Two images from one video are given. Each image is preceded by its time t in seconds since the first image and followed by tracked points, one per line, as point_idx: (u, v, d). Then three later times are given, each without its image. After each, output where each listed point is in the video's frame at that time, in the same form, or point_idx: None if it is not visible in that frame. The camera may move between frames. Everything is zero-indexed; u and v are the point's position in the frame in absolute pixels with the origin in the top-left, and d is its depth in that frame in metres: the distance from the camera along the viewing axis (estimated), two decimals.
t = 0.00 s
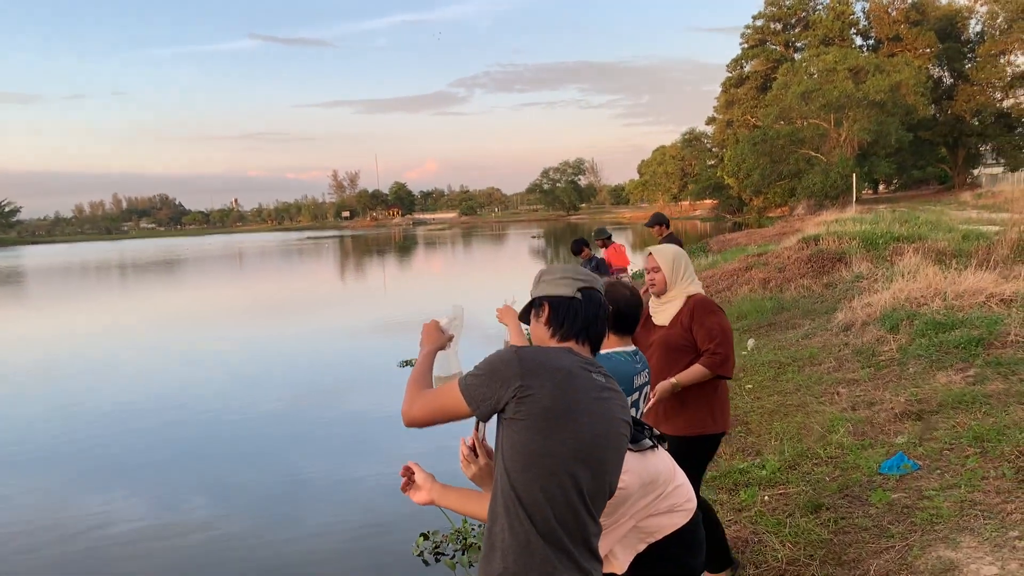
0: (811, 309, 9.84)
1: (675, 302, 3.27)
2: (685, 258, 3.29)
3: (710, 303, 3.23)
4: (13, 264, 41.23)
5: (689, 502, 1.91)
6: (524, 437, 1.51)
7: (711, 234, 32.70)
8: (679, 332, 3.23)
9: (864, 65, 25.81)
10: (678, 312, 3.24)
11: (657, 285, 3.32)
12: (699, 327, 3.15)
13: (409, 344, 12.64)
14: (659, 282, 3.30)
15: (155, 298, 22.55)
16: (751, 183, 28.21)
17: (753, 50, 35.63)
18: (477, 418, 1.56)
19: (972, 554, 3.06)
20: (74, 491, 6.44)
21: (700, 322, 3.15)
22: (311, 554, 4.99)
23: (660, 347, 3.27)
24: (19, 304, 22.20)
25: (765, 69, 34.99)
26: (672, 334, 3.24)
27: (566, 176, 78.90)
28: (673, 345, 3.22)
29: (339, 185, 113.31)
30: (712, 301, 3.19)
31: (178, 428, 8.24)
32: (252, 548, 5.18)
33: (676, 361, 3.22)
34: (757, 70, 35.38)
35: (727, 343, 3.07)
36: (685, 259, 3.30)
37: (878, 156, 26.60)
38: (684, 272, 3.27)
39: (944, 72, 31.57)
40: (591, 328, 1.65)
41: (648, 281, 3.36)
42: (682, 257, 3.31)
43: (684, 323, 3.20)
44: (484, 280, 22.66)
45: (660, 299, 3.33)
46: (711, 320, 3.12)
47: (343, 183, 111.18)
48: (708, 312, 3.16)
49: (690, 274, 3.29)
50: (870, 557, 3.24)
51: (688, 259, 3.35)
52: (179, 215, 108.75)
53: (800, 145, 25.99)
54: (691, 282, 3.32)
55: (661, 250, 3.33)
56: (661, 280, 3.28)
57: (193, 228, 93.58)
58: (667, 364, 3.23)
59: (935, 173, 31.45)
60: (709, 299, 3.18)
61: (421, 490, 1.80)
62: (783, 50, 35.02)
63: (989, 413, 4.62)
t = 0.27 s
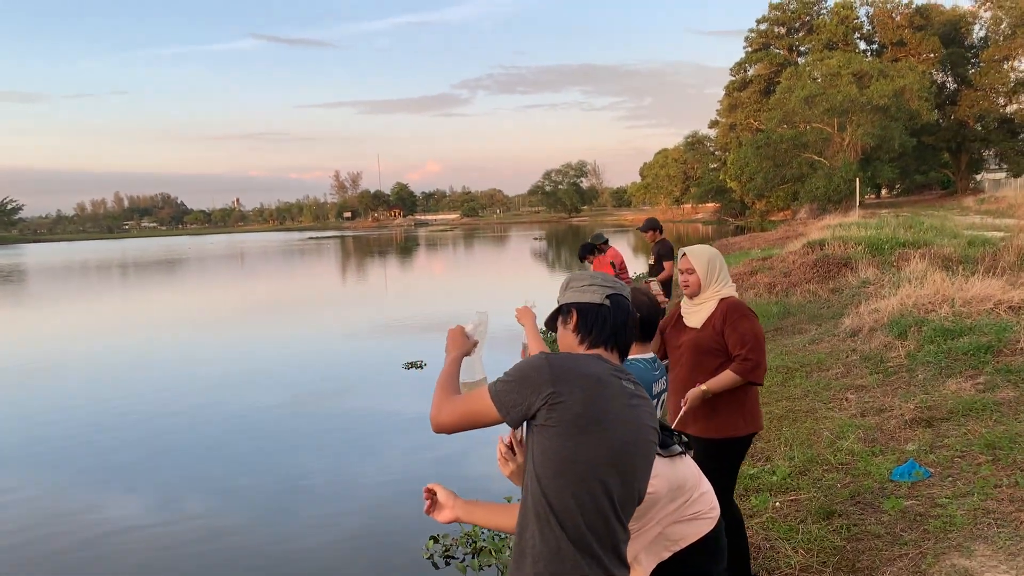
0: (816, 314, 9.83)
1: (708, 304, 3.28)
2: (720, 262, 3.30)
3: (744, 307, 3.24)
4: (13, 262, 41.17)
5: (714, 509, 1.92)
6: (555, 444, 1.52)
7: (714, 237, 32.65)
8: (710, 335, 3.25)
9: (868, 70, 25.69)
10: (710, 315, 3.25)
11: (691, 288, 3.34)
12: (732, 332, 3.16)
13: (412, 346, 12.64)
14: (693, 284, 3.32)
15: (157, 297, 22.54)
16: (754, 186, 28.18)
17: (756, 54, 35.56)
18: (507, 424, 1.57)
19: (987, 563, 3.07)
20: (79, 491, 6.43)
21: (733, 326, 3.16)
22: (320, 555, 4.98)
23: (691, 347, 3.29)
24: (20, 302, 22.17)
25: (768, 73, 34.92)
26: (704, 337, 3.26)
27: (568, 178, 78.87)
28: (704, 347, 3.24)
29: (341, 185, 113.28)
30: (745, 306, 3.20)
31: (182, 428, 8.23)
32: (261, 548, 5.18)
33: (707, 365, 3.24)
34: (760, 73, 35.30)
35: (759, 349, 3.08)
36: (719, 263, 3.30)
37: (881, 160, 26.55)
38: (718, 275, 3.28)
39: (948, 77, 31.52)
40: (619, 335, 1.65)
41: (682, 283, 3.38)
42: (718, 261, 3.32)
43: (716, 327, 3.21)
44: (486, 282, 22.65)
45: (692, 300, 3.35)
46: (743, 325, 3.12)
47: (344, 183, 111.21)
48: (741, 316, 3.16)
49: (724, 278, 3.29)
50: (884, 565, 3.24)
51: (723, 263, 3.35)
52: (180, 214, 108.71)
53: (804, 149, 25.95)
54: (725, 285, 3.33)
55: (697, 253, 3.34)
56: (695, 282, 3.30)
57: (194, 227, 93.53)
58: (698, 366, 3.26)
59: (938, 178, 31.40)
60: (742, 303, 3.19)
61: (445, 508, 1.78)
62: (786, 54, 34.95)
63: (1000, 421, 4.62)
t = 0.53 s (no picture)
0: (827, 317, 9.78)
1: (741, 299, 3.32)
2: (754, 258, 3.33)
3: (777, 305, 3.27)
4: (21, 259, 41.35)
5: (749, 511, 1.92)
6: (590, 445, 1.51)
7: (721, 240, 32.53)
8: (742, 331, 3.29)
9: (878, 73, 25.50)
10: (742, 311, 3.30)
11: (724, 283, 3.38)
12: (763, 329, 3.20)
13: (419, 345, 12.63)
14: (726, 279, 3.36)
15: (164, 295, 22.62)
16: (761, 189, 28.07)
17: (765, 57, 35.39)
18: (541, 424, 1.56)
19: (1009, 568, 3.04)
20: (91, 487, 6.45)
21: (764, 324, 3.20)
22: (332, 553, 4.99)
23: (722, 343, 3.35)
24: (29, 298, 22.28)
25: (777, 75, 34.77)
26: (735, 333, 3.31)
27: (574, 179, 78.86)
28: (735, 343, 3.29)
29: (348, 184, 113.50)
30: (777, 303, 3.23)
31: (191, 426, 8.24)
32: (274, 545, 5.16)
33: (737, 361, 3.30)
34: (769, 76, 35.16)
35: (789, 348, 3.11)
36: (753, 260, 3.33)
37: (889, 164, 26.41)
38: (751, 271, 3.31)
39: (958, 81, 31.34)
40: (655, 333, 1.64)
41: (715, 278, 3.42)
42: (752, 257, 3.35)
43: (748, 323, 3.26)
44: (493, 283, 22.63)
45: (725, 294, 3.39)
46: (775, 323, 3.16)
47: (350, 183, 111.33)
48: (773, 314, 3.20)
49: (757, 274, 3.32)
50: (905, 570, 3.21)
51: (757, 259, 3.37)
52: (187, 212, 109.15)
53: (812, 152, 25.82)
54: (759, 280, 3.36)
55: (730, 248, 3.37)
56: (728, 277, 3.33)
57: (201, 225, 93.76)
58: (729, 361, 3.32)
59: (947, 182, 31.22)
60: (774, 300, 3.21)
61: (476, 513, 1.77)
62: (795, 57, 34.79)
63: (1017, 426, 4.58)
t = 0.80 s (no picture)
0: (833, 318, 9.76)
1: (756, 297, 3.32)
2: (771, 257, 3.33)
3: (792, 305, 3.27)
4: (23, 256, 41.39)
5: (771, 509, 1.93)
6: (614, 437, 1.50)
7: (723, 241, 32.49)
8: (755, 329, 3.29)
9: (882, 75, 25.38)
10: (756, 309, 3.30)
11: (740, 280, 3.39)
12: (776, 328, 3.20)
13: (422, 344, 12.63)
14: (742, 276, 3.36)
15: (167, 292, 22.62)
16: (764, 190, 28.01)
17: (768, 58, 35.30)
18: (564, 416, 1.56)
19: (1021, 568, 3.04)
20: (97, 482, 6.46)
21: (778, 322, 3.20)
22: (337, 551, 4.97)
23: (735, 339, 3.34)
24: (31, 294, 22.28)
25: (780, 77, 34.70)
26: (749, 330, 3.31)
27: (576, 179, 78.79)
28: (748, 341, 3.30)
29: (349, 183, 113.56)
30: (793, 304, 3.23)
31: (194, 423, 8.22)
32: (278, 543, 5.15)
33: (749, 358, 3.29)
34: (772, 77, 35.09)
35: (801, 348, 3.11)
36: (769, 259, 3.34)
37: (892, 166, 26.36)
38: (769, 269, 3.31)
39: (962, 84, 31.28)
40: (678, 326, 1.64)
41: (731, 274, 3.42)
42: (769, 257, 3.35)
43: (761, 321, 3.26)
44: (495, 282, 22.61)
45: (740, 291, 3.39)
46: (788, 323, 3.16)
47: (352, 181, 111.36)
48: (788, 314, 3.20)
49: (774, 273, 3.33)
50: (916, 569, 3.21)
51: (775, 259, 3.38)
52: (189, 209, 109.26)
53: (815, 153, 25.77)
54: (776, 280, 3.36)
55: (748, 246, 3.38)
56: (745, 273, 3.34)
57: (203, 222, 93.85)
58: (739, 358, 3.31)
59: (950, 184, 31.17)
60: (789, 301, 3.22)
61: (497, 508, 1.78)
62: (799, 58, 34.71)
63: None
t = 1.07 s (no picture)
0: (828, 314, 9.81)
1: (758, 289, 3.36)
2: (772, 251, 3.38)
3: (792, 298, 3.29)
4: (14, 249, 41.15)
5: (784, 496, 1.96)
6: (630, 419, 1.52)
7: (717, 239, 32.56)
8: (754, 320, 3.31)
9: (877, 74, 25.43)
10: (756, 301, 3.33)
11: (741, 273, 3.43)
12: (775, 319, 3.22)
13: (419, 340, 12.64)
14: (744, 269, 3.41)
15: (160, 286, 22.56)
16: (759, 188, 28.07)
17: (763, 57, 35.38)
18: (581, 397, 1.58)
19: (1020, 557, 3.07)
20: (94, 474, 6.45)
21: (776, 314, 3.22)
22: (336, 543, 4.96)
23: (734, 329, 3.37)
24: (22, 287, 22.13)
25: (775, 76, 34.78)
26: (749, 321, 3.33)
27: (571, 176, 78.77)
28: (747, 331, 3.32)
29: (343, 178, 113.32)
30: (792, 297, 3.26)
31: (189, 418, 8.19)
32: (276, 535, 5.13)
33: (746, 349, 3.32)
34: (767, 76, 35.16)
35: (798, 340, 3.13)
36: (771, 252, 3.38)
37: (886, 165, 26.46)
38: (771, 262, 3.35)
39: (955, 84, 31.44)
40: (694, 311, 1.65)
41: (733, 267, 3.47)
42: (770, 250, 3.40)
43: (760, 312, 3.28)
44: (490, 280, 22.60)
45: (742, 283, 3.43)
46: (786, 314, 3.19)
47: (346, 177, 111.19)
48: (787, 305, 3.22)
49: (774, 267, 3.37)
50: (915, 558, 3.24)
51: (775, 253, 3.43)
52: (182, 203, 108.90)
53: (809, 153, 25.84)
54: (779, 273, 3.39)
55: (750, 238, 3.43)
56: (748, 265, 3.38)
57: (195, 216, 93.42)
58: (739, 348, 3.33)
59: (942, 185, 31.33)
60: (788, 293, 3.25)
61: (512, 493, 1.81)
62: (794, 57, 34.78)
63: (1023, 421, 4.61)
